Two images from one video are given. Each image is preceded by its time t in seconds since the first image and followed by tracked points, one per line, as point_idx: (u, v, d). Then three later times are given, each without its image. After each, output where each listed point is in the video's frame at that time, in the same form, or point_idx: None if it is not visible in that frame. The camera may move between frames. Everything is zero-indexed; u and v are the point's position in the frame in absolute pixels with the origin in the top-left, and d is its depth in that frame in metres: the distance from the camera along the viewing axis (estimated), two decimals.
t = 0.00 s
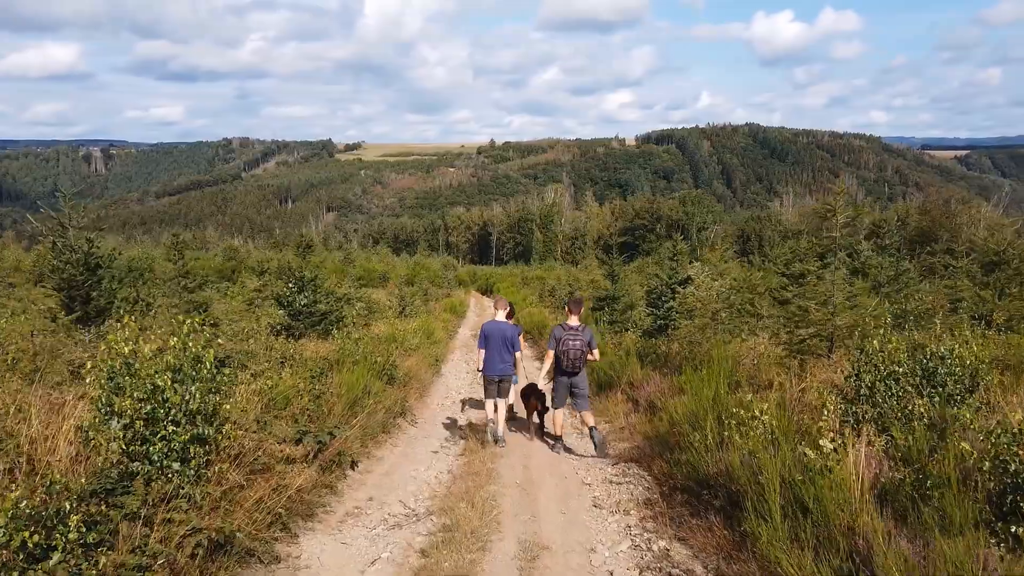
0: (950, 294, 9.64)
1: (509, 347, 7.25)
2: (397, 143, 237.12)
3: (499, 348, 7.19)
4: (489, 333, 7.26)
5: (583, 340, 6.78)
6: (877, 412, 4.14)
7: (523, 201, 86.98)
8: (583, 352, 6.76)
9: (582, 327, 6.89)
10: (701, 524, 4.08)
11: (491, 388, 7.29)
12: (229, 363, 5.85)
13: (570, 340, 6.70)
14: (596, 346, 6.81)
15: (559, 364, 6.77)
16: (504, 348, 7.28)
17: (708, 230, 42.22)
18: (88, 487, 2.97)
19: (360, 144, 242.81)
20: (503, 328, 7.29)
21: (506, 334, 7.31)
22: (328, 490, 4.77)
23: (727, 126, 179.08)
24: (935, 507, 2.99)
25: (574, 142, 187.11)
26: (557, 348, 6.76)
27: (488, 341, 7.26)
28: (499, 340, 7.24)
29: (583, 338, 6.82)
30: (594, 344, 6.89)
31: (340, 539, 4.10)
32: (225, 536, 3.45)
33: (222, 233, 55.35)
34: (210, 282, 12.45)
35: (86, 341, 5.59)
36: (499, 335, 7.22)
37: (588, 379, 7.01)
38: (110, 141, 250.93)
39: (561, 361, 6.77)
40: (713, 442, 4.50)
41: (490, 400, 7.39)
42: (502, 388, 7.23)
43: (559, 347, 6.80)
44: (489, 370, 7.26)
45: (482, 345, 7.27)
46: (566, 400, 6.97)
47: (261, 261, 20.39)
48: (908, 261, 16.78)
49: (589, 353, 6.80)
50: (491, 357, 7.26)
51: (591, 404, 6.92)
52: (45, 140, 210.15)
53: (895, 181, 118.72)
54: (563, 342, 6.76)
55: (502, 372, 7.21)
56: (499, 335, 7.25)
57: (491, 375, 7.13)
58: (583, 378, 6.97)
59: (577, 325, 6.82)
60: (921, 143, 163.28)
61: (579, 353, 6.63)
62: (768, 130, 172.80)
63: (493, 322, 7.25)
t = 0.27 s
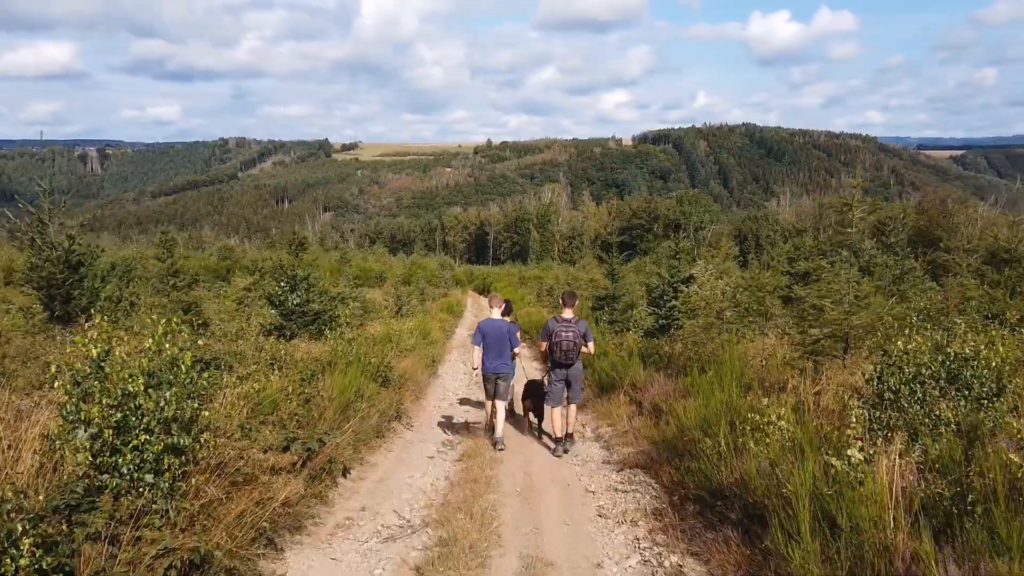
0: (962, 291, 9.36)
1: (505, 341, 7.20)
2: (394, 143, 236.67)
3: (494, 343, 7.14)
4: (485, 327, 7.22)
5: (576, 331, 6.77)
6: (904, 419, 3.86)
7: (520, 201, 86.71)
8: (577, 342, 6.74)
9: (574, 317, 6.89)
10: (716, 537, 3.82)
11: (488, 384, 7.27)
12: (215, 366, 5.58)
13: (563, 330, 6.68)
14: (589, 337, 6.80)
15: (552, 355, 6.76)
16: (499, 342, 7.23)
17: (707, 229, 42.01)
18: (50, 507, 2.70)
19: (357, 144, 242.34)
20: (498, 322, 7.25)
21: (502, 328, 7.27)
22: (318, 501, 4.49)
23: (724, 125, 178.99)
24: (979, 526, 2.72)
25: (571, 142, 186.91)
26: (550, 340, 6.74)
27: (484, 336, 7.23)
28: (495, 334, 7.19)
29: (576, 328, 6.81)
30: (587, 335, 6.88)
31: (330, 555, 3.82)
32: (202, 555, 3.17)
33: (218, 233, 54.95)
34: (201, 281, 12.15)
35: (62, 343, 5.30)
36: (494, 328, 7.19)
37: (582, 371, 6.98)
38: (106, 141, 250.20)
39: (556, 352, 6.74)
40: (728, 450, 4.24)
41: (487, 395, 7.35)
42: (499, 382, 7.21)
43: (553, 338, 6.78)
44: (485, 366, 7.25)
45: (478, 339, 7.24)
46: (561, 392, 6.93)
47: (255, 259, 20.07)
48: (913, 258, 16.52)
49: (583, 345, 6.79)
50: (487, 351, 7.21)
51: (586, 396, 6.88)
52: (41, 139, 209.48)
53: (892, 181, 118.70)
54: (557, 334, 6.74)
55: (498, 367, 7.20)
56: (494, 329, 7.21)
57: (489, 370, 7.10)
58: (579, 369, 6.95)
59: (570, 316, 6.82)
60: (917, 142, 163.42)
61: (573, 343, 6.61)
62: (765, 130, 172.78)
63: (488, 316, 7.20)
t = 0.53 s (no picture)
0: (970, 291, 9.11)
1: (500, 344, 7.19)
2: (388, 140, 235.97)
3: (491, 346, 7.17)
4: (479, 331, 7.22)
5: (572, 338, 6.79)
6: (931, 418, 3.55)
7: (514, 199, 86.45)
8: (573, 348, 6.78)
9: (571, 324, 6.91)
10: (731, 555, 3.55)
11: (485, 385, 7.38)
12: (194, 370, 5.30)
13: (559, 337, 6.73)
14: (585, 343, 6.83)
15: (549, 361, 6.79)
16: (494, 346, 7.23)
17: (701, 229, 41.88)
18: None
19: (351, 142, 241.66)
20: (493, 325, 7.24)
21: (496, 331, 7.27)
22: (302, 513, 4.20)
23: (718, 125, 179.11)
24: None
25: (566, 141, 186.83)
26: (546, 346, 6.80)
27: (479, 339, 7.22)
28: (490, 337, 7.18)
29: (572, 335, 6.83)
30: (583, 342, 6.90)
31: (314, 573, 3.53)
32: None
33: (209, 231, 54.52)
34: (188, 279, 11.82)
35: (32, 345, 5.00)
36: (489, 332, 7.18)
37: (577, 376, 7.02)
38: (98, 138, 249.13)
39: (551, 358, 6.80)
40: (742, 461, 3.97)
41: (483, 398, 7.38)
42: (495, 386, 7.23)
43: (549, 344, 6.83)
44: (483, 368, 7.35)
45: (473, 343, 7.24)
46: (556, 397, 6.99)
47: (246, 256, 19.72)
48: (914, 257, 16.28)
49: (578, 350, 6.82)
50: (482, 354, 7.21)
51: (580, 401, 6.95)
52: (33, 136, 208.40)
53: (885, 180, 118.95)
54: (553, 340, 6.78)
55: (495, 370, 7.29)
56: (489, 332, 7.20)
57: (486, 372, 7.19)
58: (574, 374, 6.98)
59: (566, 322, 6.83)
60: (909, 142, 163.58)
61: (567, 350, 6.66)
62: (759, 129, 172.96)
63: (483, 320, 7.20)
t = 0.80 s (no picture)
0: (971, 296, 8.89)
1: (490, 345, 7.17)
2: (377, 145, 235.46)
3: (481, 347, 7.18)
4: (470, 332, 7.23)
5: (560, 335, 6.81)
6: (948, 433, 3.30)
7: (503, 204, 86.23)
8: (561, 346, 6.78)
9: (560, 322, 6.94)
10: None
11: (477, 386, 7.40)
12: (165, 381, 4.98)
13: (547, 334, 6.76)
14: (574, 342, 6.83)
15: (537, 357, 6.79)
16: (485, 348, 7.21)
17: (690, 235, 41.80)
18: None
19: (339, 146, 240.93)
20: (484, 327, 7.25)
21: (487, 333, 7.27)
22: (277, 534, 3.88)
23: (706, 131, 179.85)
24: None
25: (555, 146, 187.06)
26: (535, 343, 6.84)
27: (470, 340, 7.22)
28: (481, 338, 7.18)
29: (561, 332, 6.86)
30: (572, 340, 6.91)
31: None
32: None
33: (195, 235, 53.91)
34: (168, 282, 11.45)
35: None
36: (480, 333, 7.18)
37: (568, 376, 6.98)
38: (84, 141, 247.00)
39: (540, 355, 6.81)
40: (752, 479, 3.69)
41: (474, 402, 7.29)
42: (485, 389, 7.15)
43: (538, 341, 6.86)
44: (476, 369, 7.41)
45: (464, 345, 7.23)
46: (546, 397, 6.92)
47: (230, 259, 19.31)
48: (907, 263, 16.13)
49: (567, 348, 6.81)
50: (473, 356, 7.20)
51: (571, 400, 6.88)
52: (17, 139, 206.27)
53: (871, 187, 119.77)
54: (541, 337, 6.82)
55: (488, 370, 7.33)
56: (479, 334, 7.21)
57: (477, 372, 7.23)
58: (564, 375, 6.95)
59: (555, 320, 6.88)
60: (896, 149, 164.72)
61: (555, 346, 6.67)
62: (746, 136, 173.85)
63: (474, 321, 7.22)
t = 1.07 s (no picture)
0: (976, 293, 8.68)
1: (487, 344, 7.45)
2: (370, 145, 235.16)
3: (478, 345, 7.48)
4: (468, 331, 7.50)
5: (552, 338, 6.90)
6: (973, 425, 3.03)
7: (496, 204, 85.98)
8: (552, 350, 6.91)
9: (553, 324, 7.04)
10: None
11: (471, 384, 7.58)
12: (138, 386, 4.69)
13: (539, 337, 6.86)
14: (566, 344, 6.96)
15: (527, 360, 6.95)
16: (482, 346, 7.50)
17: (684, 234, 41.68)
18: None
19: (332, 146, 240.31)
20: (482, 326, 7.52)
21: (485, 332, 7.54)
22: (256, 548, 3.61)
23: (698, 132, 180.13)
24: None
25: (548, 146, 186.96)
26: (528, 346, 6.95)
27: (467, 338, 7.51)
28: (478, 338, 7.47)
29: (554, 335, 6.95)
30: (565, 342, 7.02)
31: None
32: None
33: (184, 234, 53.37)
34: (151, 280, 11.11)
35: None
36: (477, 333, 7.45)
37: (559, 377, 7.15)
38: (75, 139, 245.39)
39: (532, 357, 6.93)
40: (770, 492, 3.44)
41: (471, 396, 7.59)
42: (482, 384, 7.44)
43: (531, 343, 6.97)
44: (470, 367, 7.59)
45: (462, 343, 7.52)
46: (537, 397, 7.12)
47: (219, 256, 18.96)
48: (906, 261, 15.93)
49: (558, 351, 6.94)
50: (470, 354, 7.49)
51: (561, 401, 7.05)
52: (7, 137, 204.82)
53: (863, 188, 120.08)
54: (534, 340, 6.93)
55: (482, 369, 7.51)
56: (476, 333, 7.47)
57: (471, 371, 7.42)
58: (555, 376, 7.10)
59: (548, 324, 7.00)
60: (889, 149, 165.09)
61: (547, 350, 6.78)
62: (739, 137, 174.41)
63: (471, 321, 7.48)
